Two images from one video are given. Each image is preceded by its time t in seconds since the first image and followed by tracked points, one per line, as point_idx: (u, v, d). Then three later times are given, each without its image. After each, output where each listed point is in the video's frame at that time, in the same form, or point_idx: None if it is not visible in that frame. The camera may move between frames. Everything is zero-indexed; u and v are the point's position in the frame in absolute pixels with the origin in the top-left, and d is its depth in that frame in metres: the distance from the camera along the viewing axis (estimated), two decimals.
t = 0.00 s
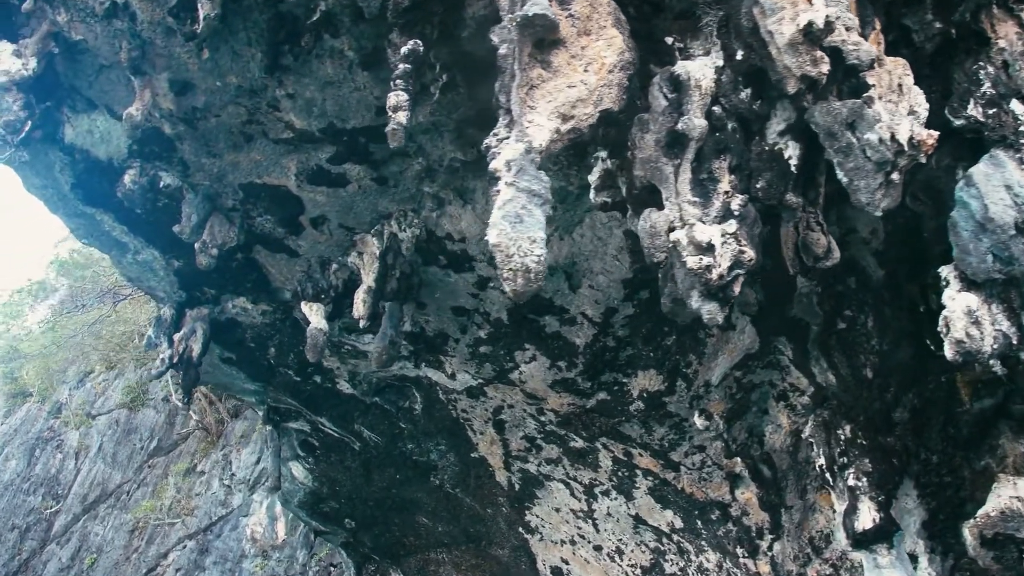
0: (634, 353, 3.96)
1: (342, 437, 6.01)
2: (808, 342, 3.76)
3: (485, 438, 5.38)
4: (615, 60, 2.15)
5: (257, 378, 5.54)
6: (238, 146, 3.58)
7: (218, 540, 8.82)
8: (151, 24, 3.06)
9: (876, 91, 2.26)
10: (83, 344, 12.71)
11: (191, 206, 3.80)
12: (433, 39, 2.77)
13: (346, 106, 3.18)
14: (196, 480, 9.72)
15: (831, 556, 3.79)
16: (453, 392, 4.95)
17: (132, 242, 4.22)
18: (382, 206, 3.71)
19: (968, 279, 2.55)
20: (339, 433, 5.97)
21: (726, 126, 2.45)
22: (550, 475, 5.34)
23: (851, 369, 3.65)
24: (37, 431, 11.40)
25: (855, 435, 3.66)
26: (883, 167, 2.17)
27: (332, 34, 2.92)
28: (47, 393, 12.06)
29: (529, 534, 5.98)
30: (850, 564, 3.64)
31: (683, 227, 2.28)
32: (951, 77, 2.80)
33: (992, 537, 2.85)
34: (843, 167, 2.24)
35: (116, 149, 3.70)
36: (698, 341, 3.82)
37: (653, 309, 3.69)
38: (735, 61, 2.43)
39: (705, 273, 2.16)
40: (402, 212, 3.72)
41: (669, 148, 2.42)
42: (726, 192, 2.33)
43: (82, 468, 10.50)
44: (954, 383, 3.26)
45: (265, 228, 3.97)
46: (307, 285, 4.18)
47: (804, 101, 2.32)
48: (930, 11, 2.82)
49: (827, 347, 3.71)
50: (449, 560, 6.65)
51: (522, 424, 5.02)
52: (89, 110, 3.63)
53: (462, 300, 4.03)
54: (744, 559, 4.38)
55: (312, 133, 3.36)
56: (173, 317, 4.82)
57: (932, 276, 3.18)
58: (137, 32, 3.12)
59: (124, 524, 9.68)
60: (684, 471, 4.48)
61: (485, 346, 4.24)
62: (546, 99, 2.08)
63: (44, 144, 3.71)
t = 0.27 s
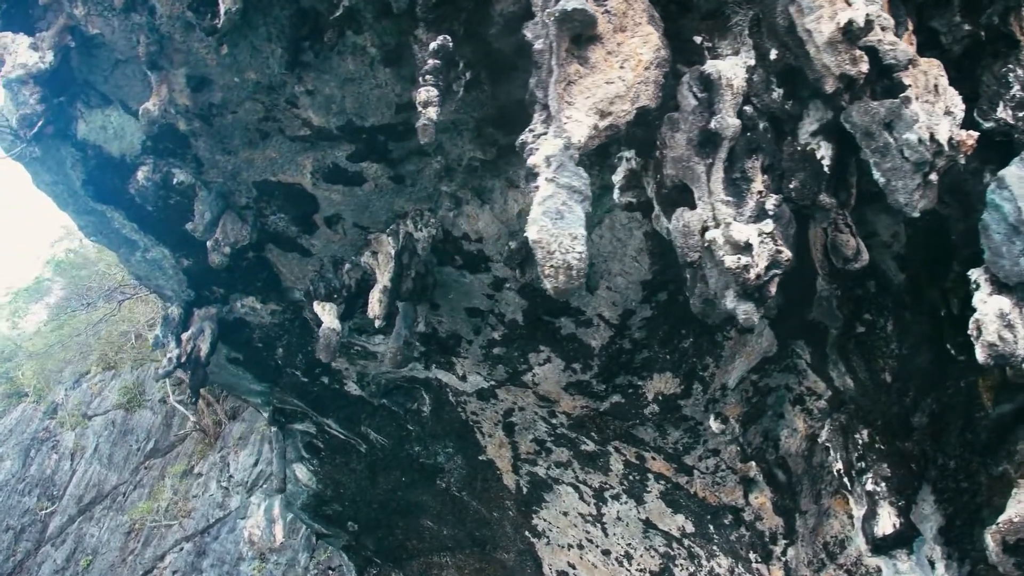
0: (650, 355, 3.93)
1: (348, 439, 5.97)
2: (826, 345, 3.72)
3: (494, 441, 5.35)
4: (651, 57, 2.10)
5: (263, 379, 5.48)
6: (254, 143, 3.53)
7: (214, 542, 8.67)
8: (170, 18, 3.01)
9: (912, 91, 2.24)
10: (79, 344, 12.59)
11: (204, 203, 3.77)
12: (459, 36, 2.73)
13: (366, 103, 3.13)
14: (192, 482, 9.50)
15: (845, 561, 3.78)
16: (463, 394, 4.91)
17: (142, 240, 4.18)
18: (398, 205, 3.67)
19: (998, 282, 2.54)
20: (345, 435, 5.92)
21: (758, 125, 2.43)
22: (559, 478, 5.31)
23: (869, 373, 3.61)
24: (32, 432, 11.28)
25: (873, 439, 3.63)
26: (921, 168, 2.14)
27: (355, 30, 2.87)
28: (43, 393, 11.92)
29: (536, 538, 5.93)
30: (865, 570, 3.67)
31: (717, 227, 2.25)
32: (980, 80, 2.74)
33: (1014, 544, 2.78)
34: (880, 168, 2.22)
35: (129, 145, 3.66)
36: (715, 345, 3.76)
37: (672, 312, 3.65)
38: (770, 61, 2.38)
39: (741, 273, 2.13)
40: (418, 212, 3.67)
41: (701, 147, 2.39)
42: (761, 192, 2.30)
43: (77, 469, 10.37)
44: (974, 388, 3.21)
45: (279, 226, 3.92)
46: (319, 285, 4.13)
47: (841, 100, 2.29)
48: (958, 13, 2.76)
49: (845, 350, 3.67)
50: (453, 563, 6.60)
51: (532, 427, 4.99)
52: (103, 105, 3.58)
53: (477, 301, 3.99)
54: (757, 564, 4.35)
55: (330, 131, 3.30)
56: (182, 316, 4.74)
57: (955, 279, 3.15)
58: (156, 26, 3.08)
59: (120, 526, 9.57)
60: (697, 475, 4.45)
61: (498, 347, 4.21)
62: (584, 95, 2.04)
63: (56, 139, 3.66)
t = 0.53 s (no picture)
0: (666, 359, 3.90)
1: (353, 440, 5.92)
2: (844, 349, 3.70)
3: (502, 444, 5.32)
4: (689, 54, 2.06)
5: (269, 379, 5.42)
6: (269, 138, 3.47)
7: (210, 544, 8.62)
8: (189, 9, 2.95)
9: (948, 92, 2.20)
10: (74, 343, 12.45)
11: (217, 199, 3.68)
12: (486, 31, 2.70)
13: (386, 99, 3.08)
14: (189, 483, 9.39)
15: (858, 568, 3.84)
16: (473, 397, 4.88)
17: (151, 236, 4.11)
18: (414, 203, 3.63)
19: None
20: (350, 436, 5.88)
21: (790, 126, 2.40)
22: (567, 482, 5.27)
23: (887, 378, 3.59)
24: (25, 431, 11.13)
25: (889, 445, 3.60)
26: (960, 170, 2.11)
27: (378, 24, 2.82)
28: (36, 392, 11.77)
29: (541, 542, 5.88)
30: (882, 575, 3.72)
31: (752, 227, 2.21)
32: (1008, 84, 2.66)
33: None
34: (917, 169, 2.20)
35: (141, 139, 3.60)
36: (732, 348, 3.72)
37: (690, 314, 3.63)
38: (803, 61, 2.36)
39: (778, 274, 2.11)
40: (434, 210, 3.63)
41: (733, 146, 2.36)
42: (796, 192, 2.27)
43: (71, 469, 10.23)
44: (992, 393, 3.19)
45: (291, 223, 3.86)
46: (332, 283, 4.09)
47: (879, 100, 2.25)
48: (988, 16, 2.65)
49: (863, 356, 3.66)
50: (456, 567, 6.55)
51: (541, 430, 4.97)
52: (116, 97, 3.53)
53: (491, 301, 3.95)
54: (769, 570, 4.32)
55: (349, 126, 3.25)
56: (189, 314, 4.68)
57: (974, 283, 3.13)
58: (173, 16, 3.00)
59: (114, 526, 9.44)
60: (709, 479, 4.42)
61: (512, 349, 4.18)
62: (624, 91, 2.00)
63: (66, 132, 3.62)
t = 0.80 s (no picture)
0: (680, 363, 3.88)
1: (358, 442, 5.88)
2: (861, 356, 3.66)
3: (509, 448, 5.29)
4: (727, 55, 2.04)
5: (274, 380, 5.38)
6: (286, 135, 3.42)
7: (204, 546, 8.52)
8: (213, 3, 2.93)
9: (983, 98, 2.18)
10: (70, 341, 12.35)
11: (231, 196, 3.65)
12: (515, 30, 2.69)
13: (409, 97, 3.06)
14: (182, 483, 9.30)
15: None
16: (482, 399, 4.86)
17: (161, 233, 4.07)
18: (431, 203, 3.61)
19: None
20: (355, 438, 5.83)
21: (822, 129, 2.38)
22: (574, 487, 5.24)
23: (903, 387, 3.55)
24: (18, 429, 11.00)
25: (904, 453, 3.58)
26: (998, 176, 2.10)
27: (404, 21, 2.80)
28: (30, 390, 11.65)
29: (545, 547, 5.83)
30: None
31: (787, 230, 2.19)
32: None
33: None
34: (954, 174, 2.18)
35: (156, 133, 3.56)
36: (748, 354, 3.70)
37: (707, 318, 3.61)
38: (837, 64, 2.36)
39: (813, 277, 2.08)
40: (451, 211, 3.61)
41: (766, 149, 2.35)
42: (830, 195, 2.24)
43: (63, 468, 10.10)
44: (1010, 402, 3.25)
45: (305, 221, 3.82)
46: (344, 283, 4.06)
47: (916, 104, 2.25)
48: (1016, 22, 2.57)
49: (879, 363, 3.61)
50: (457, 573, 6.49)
51: (550, 434, 4.95)
52: (133, 91, 3.50)
53: (506, 303, 3.93)
54: None
55: (369, 124, 3.23)
56: (196, 312, 4.63)
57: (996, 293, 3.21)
58: (196, 11, 2.99)
59: (107, 527, 9.35)
60: (720, 486, 4.40)
61: (524, 352, 4.15)
62: (664, 90, 1.98)
63: (81, 125, 3.60)
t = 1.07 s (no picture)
0: (693, 369, 3.84)
1: (359, 445, 5.81)
2: (875, 366, 3.61)
3: (513, 453, 5.25)
4: (764, 57, 2.04)
5: (277, 381, 5.31)
6: (301, 132, 3.38)
7: (196, 548, 8.43)
8: None
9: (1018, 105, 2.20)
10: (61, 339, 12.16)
11: (243, 193, 3.59)
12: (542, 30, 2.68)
13: (429, 96, 3.02)
14: (175, 484, 9.27)
15: None
16: (488, 403, 4.82)
17: (169, 229, 4.01)
18: (446, 204, 3.57)
19: None
20: (356, 441, 5.76)
21: (853, 134, 2.35)
22: (579, 493, 5.20)
23: (917, 396, 3.53)
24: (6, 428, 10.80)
25: (917, 463, 3.56)
26: None
27: (427, 18, 2.77)
28: (21, 388, 11.47)
29: (547, 553, 5.75)
30: None
31: (819, 236, 2.17)
32: None
33: None
34: (990, 181, 2.16)
35: (168, 128, 3.51)
36: (762, 360, 3.66)
37: (722, 324, 3.58)
38: (869, 69, 2.36)
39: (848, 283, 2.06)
40: (465, 212, 3.57)
41: (796, 152, 2.32)
42: (863, 200, 2.22)
43: (53, 467, 9.83)
44: None
45: (317, 220, 3.78)
46: (353, 283, 4.02)
47: (954, 109, 2.24)
48: None
49: (894, 372, 3.57)
50: None
51: (556, 440, 4.91)
52: (146, 84, 3.45)
53: (518, 306, 3.89)
54: None
55: (386, 122, 3.19)
56: (202, 311, 4.54)
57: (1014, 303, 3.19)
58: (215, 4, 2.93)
59: (97, 527, 9.18)
60: (729, 494, 4.36)
61: (535, 356, 4.12)
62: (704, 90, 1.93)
63: (92, 118, 3.55)
